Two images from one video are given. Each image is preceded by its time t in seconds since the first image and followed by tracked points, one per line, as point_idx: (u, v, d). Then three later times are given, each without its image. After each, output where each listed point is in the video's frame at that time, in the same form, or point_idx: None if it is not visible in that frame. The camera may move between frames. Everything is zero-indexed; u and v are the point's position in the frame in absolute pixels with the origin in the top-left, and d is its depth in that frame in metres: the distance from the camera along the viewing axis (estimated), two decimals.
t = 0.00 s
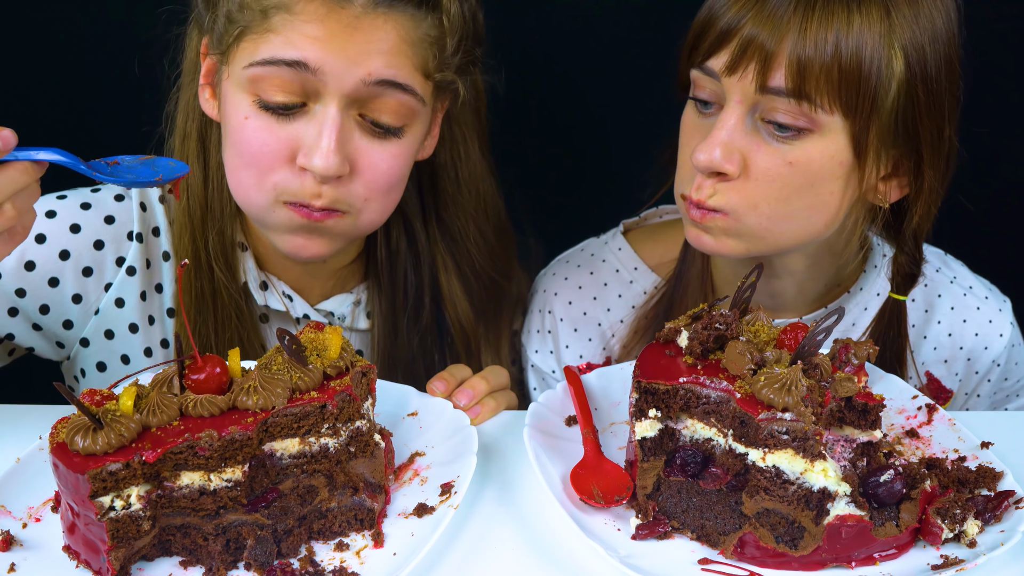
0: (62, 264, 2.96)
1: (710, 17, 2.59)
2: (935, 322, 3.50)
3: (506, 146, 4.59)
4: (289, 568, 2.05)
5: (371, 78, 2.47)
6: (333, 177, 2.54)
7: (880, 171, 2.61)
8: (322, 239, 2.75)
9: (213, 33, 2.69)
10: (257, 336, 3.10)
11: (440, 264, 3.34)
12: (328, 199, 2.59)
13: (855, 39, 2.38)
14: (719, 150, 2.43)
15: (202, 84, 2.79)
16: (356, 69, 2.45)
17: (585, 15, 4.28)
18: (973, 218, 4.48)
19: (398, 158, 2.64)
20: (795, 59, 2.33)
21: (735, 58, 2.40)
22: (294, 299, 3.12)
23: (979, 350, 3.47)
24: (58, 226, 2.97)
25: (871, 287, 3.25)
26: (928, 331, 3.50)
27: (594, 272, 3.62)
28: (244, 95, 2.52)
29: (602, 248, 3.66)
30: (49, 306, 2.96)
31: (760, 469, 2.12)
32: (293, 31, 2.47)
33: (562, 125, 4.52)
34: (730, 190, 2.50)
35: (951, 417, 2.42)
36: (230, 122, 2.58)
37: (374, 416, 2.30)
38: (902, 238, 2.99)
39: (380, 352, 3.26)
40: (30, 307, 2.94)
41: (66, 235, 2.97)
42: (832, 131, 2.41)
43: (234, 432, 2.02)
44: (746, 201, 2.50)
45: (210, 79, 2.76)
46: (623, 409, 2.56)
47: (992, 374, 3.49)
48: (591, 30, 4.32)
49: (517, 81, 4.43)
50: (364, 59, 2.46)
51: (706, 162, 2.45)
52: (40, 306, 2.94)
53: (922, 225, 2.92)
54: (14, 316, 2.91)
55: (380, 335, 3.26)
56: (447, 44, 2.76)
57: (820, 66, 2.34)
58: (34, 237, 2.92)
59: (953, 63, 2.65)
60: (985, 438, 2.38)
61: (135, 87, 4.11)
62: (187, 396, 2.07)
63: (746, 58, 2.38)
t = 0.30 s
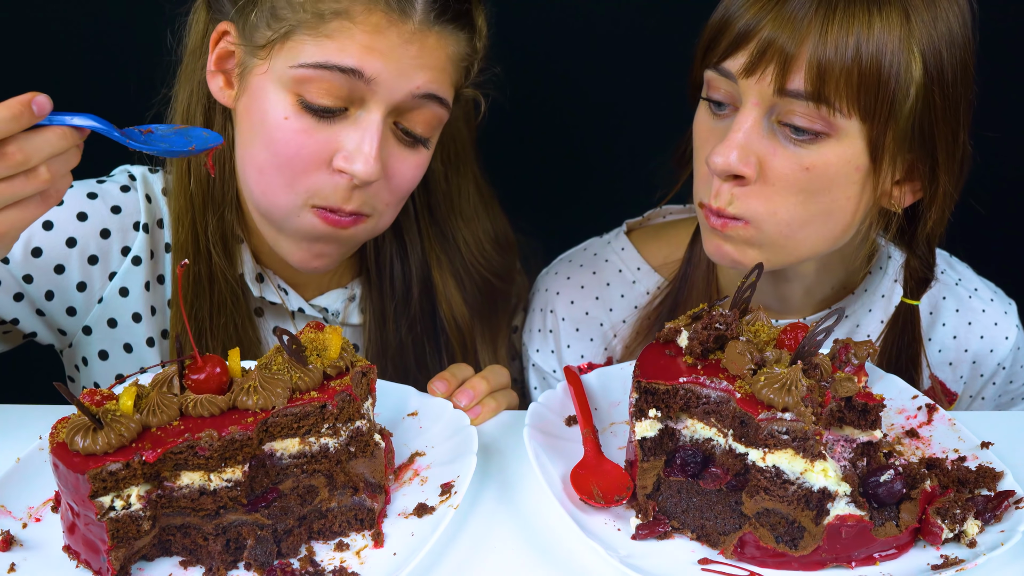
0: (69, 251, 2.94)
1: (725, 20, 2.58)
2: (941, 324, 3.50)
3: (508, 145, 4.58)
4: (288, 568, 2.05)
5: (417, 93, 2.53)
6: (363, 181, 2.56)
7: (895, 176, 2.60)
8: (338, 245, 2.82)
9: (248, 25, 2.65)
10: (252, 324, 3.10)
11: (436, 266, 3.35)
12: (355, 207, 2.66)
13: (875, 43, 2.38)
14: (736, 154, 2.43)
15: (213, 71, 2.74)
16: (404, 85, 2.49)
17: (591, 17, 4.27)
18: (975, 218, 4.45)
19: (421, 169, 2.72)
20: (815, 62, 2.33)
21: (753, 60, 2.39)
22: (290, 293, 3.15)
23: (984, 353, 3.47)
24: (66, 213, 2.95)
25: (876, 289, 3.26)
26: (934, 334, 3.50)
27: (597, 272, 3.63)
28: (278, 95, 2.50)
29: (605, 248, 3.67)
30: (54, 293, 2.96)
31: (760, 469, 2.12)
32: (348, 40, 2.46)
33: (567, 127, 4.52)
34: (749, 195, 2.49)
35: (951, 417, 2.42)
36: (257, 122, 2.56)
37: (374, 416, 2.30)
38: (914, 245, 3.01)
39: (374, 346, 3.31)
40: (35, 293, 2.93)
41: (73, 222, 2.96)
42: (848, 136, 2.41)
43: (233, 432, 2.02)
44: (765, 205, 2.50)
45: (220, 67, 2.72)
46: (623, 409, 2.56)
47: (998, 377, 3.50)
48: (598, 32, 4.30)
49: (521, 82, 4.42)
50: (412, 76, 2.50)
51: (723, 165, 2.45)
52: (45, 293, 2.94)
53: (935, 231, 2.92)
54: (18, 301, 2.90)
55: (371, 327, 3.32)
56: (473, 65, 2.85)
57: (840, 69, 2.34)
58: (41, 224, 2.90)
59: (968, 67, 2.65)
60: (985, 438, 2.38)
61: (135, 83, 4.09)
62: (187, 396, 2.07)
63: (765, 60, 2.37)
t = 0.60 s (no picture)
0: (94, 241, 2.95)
1: (743, 19, 2.57)
2: (947, 326, 3.49)
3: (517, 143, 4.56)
4: (289, 568, 2.04)
5: (407, 100, 2.50)
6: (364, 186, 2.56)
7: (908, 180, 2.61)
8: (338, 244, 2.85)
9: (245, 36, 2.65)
10: (270, 326, 3.14)
11: (448, 255, 3.34)
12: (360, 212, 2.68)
13: (895, 45, 2.38)
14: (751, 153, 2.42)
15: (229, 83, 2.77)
16: (393, 91, 2.47)
17: (603, 16, 4.23)
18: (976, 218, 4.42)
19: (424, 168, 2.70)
20: (835, 63, 2.32)
21: (771, 60, 2.38)
22: (309, 288, 3.16)
23: (990, 355, 3.47)
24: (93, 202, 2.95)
25: (882, 290, 3.27)
26: (940, 335, 3.49)
27: (601, 271, 3.63)
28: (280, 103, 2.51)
29: (609, 247, 3.68)
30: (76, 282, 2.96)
31: (760, 469, 2.12)
32: (335, 50, 2.46)
33: (578, 127, 4.52)
34: (760, 197, 2.50)
35: (951, 417, 2.43)
36: (259, 126, 2.57)
37: (374, 416, 2.30)
38: (925, 249, 3.00)
39: (389, 342, 3.30)
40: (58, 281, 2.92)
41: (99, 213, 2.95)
42: (865, 138, 2.41)
43: (234, 432, 2.02)
44: (774, 207, 2.50)
45: (233, 76, 2.75)
46: (622, 409, 2.56)
47: (1003, 379, 3.50)
48: (607, 31, 4.28)
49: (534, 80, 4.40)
50: (399, 79, 2.48)
51: (736, 166, 2.44)
52: (68, 281, 2.93)
53: (947, 235, 2.92)
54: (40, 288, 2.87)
55: (388, 326, 3.31)
56: (474, 52, 2.80)
57: (860, 72, 2.34)
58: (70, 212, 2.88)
59: (984, 73, 2.66)
60: (984, 438, 2.38)
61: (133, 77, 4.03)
62: (187, 396, 2.07)
63: (783, 61, 2.36)
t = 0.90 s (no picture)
0: (122, 230, 2.97)
1: (741, 20, 2.58)
2: (947, 328, 3.49)
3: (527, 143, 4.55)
4: (289, 568, 2.04)
5: (413, 98, 2.50)
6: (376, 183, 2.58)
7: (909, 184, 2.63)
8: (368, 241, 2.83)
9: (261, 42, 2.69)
10: (297, 329, 3.16)
11: (467, 258, 3.35)
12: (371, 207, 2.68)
13: (893, 45, 2.38)
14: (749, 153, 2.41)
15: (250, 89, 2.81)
16: (397, 90, 2.47)
17: (614, 19, 4.24)
18: (976, 218, 4.41)
19: (439, 165, 2.67)
20: (833, 63, 2.33)
21: (769, 60, 2.38)
22: (334, 290, 3.18)
23: (991, 358, 3.47)
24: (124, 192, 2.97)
25: (882, 292, 3.27)
26: (941, 337, 3.49)
27: (602, 273, 3.63)
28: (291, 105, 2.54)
29: (609, 249, 3.69)
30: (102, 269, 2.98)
31: (760, 469, 2.12)
32: (342, 52, 2.47)
33: (588, 130, 4.52)
34: (760, 194, 2.48)
35: (951, 417, 2.43)
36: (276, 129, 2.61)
37: (374, 416, 2.30)
38: (926, 250, 2.98)
39: (411, 342, 3.32)
40: (84, 265, 2.93)
41: (130, 203, 2.98)
42: (863, 140, 2.41)
43: (233, 432, 2.02)
44: (775, 204, 2.48)
45: (260, 83, 2.75)
46: (622, 409, 2.56)
47: (1005, 381, 3.50)
48: (609, 32, 4.28)
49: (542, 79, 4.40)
50: (404, 72, 2.47)
51: (734, 165, 2.43)
52: (94, 267, 2.95)
53: (946, 237, 2.91)
54: (66, 273, 2.89)
55: (411, 327, 3.32)
56: (487, 49, 2.75)
57: (857, 72, 2.34)
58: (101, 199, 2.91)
59: (984, 73, 2.66)
60: (985, 438, 2.38)
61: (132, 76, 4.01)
62: (187, 396, 2.07)
63: (781, 60, 2.37)
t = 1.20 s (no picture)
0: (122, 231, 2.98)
1: (734, 19, 2.58)
2: (947, 329, 3.49)
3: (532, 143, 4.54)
4: (289, 568, 2.04)
5: (427, 89, 2.49)
6: (383, 180, 2.56)
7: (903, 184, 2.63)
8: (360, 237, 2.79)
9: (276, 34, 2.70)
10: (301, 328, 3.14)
11: (473, 263, 3.33)
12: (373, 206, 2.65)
13: (884, 45, 2.38)
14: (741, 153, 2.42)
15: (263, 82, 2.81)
16: (411, 83, 2.46)
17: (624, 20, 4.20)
18: (976, 218, 4.41)
19: (448, 165, 2.67)
20: (824, 62, 2.33)
21: (761, 59, 2.38)
22: (339, 290, 3.17)
23: (991, 358, 3.47)
24: (123, 194, 3.00)
25: (882, 292, 3.28)
26: (940, 337, 3.49)
27: (601, 273, 3.63)
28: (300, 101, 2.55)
29: (608, 249, 3.69)
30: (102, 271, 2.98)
31: (760, 469, 2.12)
32: (356, 42, 2.48)
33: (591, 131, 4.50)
34: (749, 198, 2.49)
35: (951, 417, 2.43)
36: (287, 122, 2.61)
37: (374, 416, 2.30)
38: (921, 250, 2.98)
39: (418, 342, 3.32)
40: (85, 268, 2.95)
41: (130, 204, 3.00)
42: (855, 140, 2.40)
43: (234, 432, 2.02)
44: (765, 210, 2.50)
45: (272, 79, 2.76)
46: (622, 409, 2.56)
47: (1004, 381, 3.50)
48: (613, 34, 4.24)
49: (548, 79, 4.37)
50: (421, 67, 2.48)
51: (727, 165, 2.45)
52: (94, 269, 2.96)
53: (942, 237, 2.90)
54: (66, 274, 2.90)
55: (418, 330, 3.32)
56: (502, 50, 2.75)
57: (848, 71, 2.34)
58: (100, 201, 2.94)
59: (979, 73, 2.66)
60: (985, 438, 2.38)
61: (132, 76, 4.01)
62: (187, 396, 2.07)
63: (773, 59, 2.37)
